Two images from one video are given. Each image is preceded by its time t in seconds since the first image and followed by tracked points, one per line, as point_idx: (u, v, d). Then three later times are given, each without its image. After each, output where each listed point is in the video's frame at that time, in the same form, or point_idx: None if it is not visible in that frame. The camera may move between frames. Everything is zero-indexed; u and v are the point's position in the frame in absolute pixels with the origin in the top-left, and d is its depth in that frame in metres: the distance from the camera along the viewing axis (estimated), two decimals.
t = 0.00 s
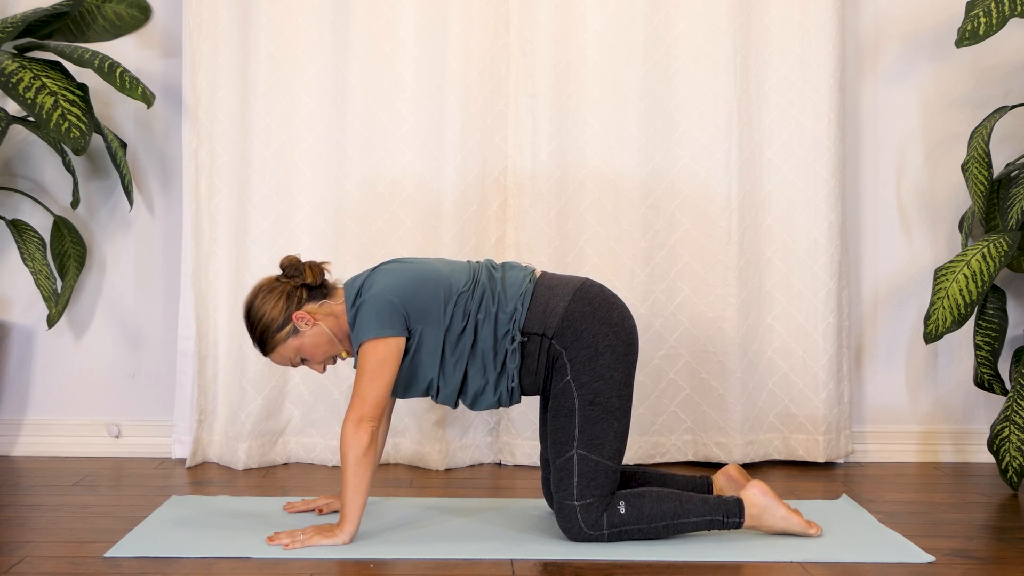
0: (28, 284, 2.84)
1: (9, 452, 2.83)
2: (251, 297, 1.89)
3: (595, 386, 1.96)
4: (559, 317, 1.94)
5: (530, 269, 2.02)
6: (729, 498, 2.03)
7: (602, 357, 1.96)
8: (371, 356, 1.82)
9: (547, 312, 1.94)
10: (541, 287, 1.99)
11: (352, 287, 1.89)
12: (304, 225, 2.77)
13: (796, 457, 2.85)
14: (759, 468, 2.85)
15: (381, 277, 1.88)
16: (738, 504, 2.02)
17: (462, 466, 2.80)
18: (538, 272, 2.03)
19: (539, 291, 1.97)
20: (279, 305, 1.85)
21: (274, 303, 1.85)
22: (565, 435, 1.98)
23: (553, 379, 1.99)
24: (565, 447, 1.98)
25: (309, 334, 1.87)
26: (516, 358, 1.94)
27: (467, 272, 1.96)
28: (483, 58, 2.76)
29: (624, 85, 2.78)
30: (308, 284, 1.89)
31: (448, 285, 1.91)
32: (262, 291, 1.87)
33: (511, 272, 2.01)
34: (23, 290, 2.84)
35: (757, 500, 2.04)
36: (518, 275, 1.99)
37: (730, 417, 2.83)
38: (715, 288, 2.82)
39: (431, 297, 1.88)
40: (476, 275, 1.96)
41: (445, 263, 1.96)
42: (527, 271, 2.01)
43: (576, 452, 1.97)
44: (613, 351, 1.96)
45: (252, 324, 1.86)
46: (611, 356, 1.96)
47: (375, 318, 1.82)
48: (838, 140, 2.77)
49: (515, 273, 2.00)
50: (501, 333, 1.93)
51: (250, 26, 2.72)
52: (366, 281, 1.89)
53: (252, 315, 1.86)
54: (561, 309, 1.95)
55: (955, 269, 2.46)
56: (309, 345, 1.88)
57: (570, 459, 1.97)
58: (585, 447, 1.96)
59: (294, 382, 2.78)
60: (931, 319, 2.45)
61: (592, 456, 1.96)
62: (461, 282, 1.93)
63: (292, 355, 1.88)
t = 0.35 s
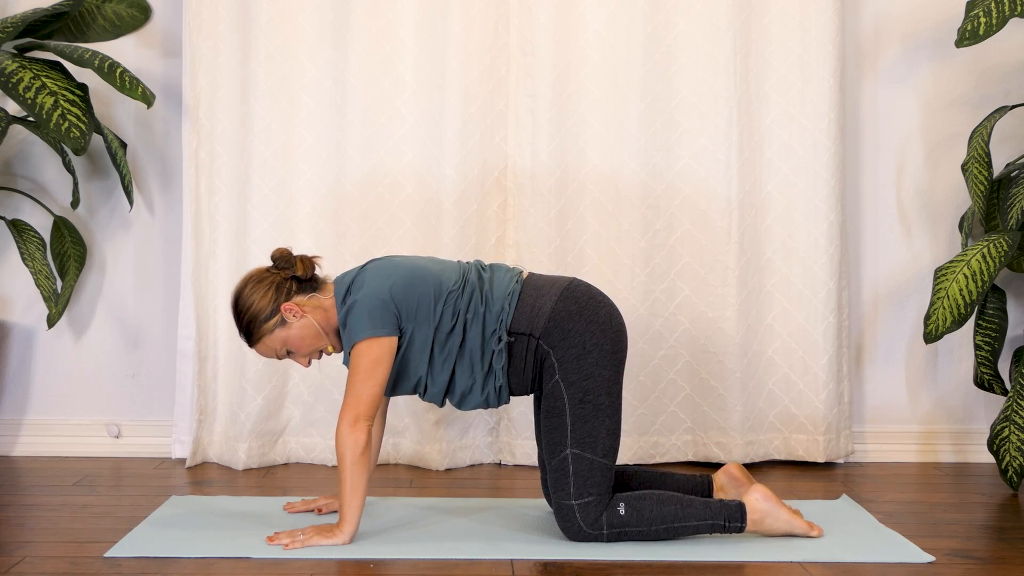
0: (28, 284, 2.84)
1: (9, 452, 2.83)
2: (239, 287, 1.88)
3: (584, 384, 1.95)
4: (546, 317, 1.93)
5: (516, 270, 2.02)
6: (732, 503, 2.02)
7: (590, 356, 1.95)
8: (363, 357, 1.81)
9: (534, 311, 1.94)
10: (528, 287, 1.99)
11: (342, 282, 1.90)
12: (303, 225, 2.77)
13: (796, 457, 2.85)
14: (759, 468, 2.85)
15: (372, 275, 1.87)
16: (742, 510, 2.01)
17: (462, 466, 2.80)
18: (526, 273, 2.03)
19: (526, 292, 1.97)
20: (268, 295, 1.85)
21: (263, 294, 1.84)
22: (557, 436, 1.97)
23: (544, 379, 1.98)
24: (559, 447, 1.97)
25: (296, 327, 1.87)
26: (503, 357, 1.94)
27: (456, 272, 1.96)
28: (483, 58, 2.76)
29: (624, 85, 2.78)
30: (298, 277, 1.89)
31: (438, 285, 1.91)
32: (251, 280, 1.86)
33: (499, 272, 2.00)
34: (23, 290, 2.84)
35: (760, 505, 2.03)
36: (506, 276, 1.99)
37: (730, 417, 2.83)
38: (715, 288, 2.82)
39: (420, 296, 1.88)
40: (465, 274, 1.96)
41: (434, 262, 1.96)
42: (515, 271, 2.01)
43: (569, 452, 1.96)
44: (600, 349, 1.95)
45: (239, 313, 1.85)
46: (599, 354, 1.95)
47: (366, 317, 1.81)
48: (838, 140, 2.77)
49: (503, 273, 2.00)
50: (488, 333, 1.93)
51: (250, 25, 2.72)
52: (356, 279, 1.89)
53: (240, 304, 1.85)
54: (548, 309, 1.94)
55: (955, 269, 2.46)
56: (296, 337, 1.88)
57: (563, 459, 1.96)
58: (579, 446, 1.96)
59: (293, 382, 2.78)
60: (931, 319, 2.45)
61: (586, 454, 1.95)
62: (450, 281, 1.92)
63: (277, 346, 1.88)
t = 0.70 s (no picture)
0: (28, 284, 2.84)
1: (9, 453, 2.83)
2: (231, 283, 1.89)
3: (582, 374, 1.93)
4: (539, 313, 1.93)
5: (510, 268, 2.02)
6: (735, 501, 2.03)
7: (585, 349, 1.94)
8: (360, 357, 1.81)
9: (528, 308, 1.94)
10: (522, 285, 1.98)
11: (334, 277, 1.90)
12: (303, 224, 2.77)
13: (796, 457, 2.85)
14: (759, 468, 2.85)
15: (367, 273, 1.87)
16: (744, 508, 2.02)
17: (462, 466, 2.80)
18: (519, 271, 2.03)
19: (520, 289, 1.97)
20: (258, 288, 1.85)
21: (253, 287, 1.85)
22: (558, 428, 1.94)
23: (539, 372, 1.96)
24: (561, 439, 1.94)
25: (287, 319, 1.87)
26: (498, 355, 1.93)
27: (451, 270, 1.96)
28: (483, 58, 2.76)
29: (624, 85, 2.78)
30: (290, 271, 1.90)
31: (433, 282, 1.91)
32: (242, 276, 1.87)
33: (493, 270, 2.00)
34: (23, 290, 2.84)
35: (761, 505, 2.07)
36: (500, 273, 1.99)
37: (730, 417, 2.83)
38: (715, 288, 2.82)
39: (416, 294, 1.87)
40: (459, 272, 1.96)
41: (429, 261, 1.95)
42: (509, 269, 2.01)
43: (572, 441, 1.93)
44: (594, 342, 1.94)
45: (231, 308, 1.86)
46: (593, 347, 1.94)
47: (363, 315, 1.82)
48: (838, 140, 2.77)
49: (496, 271, 1.99)
50: (483, 330, 1.92)
51: (250, 25, 2.72)
52: (352, 277, 1.89)
53: (231, 299, 1.86)
54: (541, 305, 1.94)
55: (955, 269, 2.46)
56: (287, 331, 1.87)
57: (567, 449, 1.93)
58: (581, 434, 1.93)
59: (294, 382, 2.78)
60: (931, 319, 2.46)
61: (589, 443, 1.93)
62: (445, 279, 1.92)
63: (269, 340, 1.88)
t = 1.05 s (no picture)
0: (28, 284, 2.84)
1: (9, 453, 2.83)
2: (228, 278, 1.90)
3: (581, 383, 1.92)
4: (532, 323, 1.92)
5: (505, 275, 2.01)
6: (743, 506, 2.04)
7: (581, 357, 1.93)
8: (353, 357, 1.81)
9: (519, 318, 1.93)
10: (515, 293, 1.97)
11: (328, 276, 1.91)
12: (303, 225, 2.77)
13: (796, 457, 2.85)
14: (759, 468, 2.85)
15: (358, 272, 1.87)
16: (754, 513, 2.03)
17: (462, 466, 2.80)
18: (514, 279, 2.02)
19: (513, 297, 1.96)
20: (253, 284, 1.86)
21: (248, 282, 1.85)
22: (564, 438, 1.92)
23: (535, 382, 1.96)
24: (566, 449, 1.92)
25: (281, 316, 1.86)
26: (488, 362, 1.92)
27: (444, 273, 1.95)
28: (483, 58, 2.76)
29: (624, 85, 2.78)
30: (286, 269, 1.91)
31: (426, 286, 1.90)
32: (238, 271, 1.88)
33: (487, 277, 2.00)
34: (23, 290, 2.84)
35: (768, 507, 2.06)
36: (493, 280, 1.98)
37: (730, 417, 2.83)
38: (715, 288, 2.82)
39: (406, 296, 1.87)
40: (453, 277, 1.95)
41: (423, 263, 1.95)
42: (503, 276, 2.01)
43: (579, 450, 1.91)
44: (591, 350, 1.93)
45: (225, 302, 1.86)
46: (590, 355, 1.93)
47: (351, 315, 1.82)
48: (838, 140, 2.77)
49: (491, 277, 1.99)
50: (473, 337, 1.91)
51: (250, 25, 2.72)
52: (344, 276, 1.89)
53: (226, 293, 1.86)
54: (534, 315, 1.93)
55: (955, 269, 2.46)
56: (281, 327, 1.87)
57: (575, 459, 1.91)
58: (587, 443, 1.92)
59: (294, 382, 2.78)
60: (931, 319, 2.45)
61: (595, 451, 1.92)
62: (437, 283, 1.92)
63: (262, 336, 1.87)
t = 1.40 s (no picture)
0: (28, 284, 2.84)
1: (9, 453, 2.83)
2: (232, 276, 1.89)
3: (580, 391, 1.90)
4: (527, 327, 1.90)
5: (502, 280, 2.00)
6: (748, 506, 2.03)
7: (579, 362, 1.90)
8: (351, 357, 1.83)
9: (514, 321, 1.91)
10: (510, 297, 1.95)
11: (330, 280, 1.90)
12: (303, 224, 2.77)
13: (796, 457, 2.85)
14: (759, 468, 2.85)
15: (356, 272, 1.89)
16: (759, 513, 2.02)
17: (462, 466, 2.80)
18: (513, 284, 2.01)
19: (508, 301, 1.94)
20: (257, 288, 1.85)
21: (253, 286, 1.85)
22: (565, 449, 1.91)
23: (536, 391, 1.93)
24: (569, 461, 1.91)
25: (284, 321, 1.87)
26: (483, 366, 1.91)
27: (442, 276, 1.95)
28: (483, 58, 2.76)
29: (624, 85, 2.78)
30: (290, 270, 1.89)
31: (422, 288, 1.90)
32: (243, 271, 1.87)
33: (486, 281, 1.99)
34: (23, 290, 2.84)
35: (774, 507, 2.05)
36: (491, 284, 1.97)
37: (730, 417, 2.83)
38: (715, 288, 2.82)
39: (400, 298, 1.87)
40: (450, 280, 1.95)
41: (421, 266, 1.96)
42: (502, 281, 2.00)
43: (582, 462, 1.90)
44: (589, 354, 1.90)
45: (230, 303, 1.86)
46: (588, 359, 1.90)
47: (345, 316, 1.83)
48: (838, 140, 2.77)
49: (488, 281, 1.97)
50: (467, 341, 1.91)
51: (250, 25, 2.72)
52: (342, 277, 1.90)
53: (230, 294, 1.86)
54: (529, 318, 1.90)
55: (955, 270, 2.46)
56: (283, 330, 1.88)
57: (579, 471, 1.90)
58: (589, 455, 1.89)
59: (294, 382, 2.78)
60: (931, 319, 2.45)
61: (599, 463, 1.89)
62: (432, 285, 1.91)
63: (266, 338, 1.89)
